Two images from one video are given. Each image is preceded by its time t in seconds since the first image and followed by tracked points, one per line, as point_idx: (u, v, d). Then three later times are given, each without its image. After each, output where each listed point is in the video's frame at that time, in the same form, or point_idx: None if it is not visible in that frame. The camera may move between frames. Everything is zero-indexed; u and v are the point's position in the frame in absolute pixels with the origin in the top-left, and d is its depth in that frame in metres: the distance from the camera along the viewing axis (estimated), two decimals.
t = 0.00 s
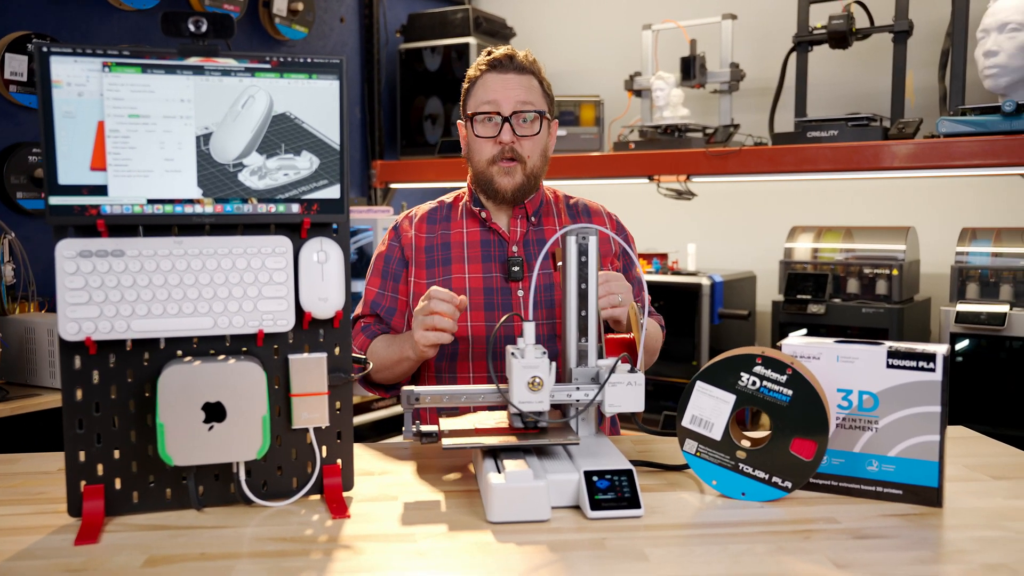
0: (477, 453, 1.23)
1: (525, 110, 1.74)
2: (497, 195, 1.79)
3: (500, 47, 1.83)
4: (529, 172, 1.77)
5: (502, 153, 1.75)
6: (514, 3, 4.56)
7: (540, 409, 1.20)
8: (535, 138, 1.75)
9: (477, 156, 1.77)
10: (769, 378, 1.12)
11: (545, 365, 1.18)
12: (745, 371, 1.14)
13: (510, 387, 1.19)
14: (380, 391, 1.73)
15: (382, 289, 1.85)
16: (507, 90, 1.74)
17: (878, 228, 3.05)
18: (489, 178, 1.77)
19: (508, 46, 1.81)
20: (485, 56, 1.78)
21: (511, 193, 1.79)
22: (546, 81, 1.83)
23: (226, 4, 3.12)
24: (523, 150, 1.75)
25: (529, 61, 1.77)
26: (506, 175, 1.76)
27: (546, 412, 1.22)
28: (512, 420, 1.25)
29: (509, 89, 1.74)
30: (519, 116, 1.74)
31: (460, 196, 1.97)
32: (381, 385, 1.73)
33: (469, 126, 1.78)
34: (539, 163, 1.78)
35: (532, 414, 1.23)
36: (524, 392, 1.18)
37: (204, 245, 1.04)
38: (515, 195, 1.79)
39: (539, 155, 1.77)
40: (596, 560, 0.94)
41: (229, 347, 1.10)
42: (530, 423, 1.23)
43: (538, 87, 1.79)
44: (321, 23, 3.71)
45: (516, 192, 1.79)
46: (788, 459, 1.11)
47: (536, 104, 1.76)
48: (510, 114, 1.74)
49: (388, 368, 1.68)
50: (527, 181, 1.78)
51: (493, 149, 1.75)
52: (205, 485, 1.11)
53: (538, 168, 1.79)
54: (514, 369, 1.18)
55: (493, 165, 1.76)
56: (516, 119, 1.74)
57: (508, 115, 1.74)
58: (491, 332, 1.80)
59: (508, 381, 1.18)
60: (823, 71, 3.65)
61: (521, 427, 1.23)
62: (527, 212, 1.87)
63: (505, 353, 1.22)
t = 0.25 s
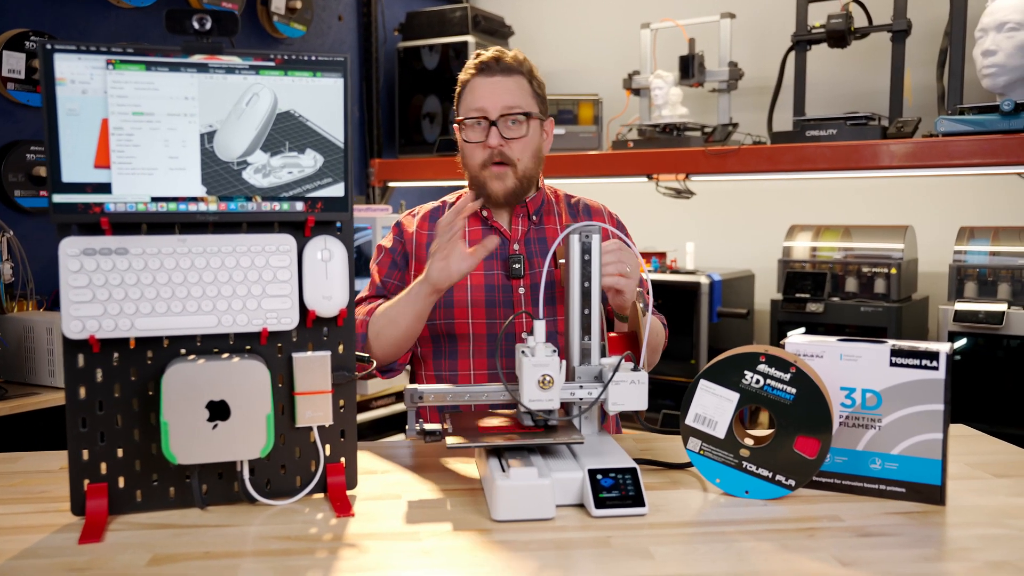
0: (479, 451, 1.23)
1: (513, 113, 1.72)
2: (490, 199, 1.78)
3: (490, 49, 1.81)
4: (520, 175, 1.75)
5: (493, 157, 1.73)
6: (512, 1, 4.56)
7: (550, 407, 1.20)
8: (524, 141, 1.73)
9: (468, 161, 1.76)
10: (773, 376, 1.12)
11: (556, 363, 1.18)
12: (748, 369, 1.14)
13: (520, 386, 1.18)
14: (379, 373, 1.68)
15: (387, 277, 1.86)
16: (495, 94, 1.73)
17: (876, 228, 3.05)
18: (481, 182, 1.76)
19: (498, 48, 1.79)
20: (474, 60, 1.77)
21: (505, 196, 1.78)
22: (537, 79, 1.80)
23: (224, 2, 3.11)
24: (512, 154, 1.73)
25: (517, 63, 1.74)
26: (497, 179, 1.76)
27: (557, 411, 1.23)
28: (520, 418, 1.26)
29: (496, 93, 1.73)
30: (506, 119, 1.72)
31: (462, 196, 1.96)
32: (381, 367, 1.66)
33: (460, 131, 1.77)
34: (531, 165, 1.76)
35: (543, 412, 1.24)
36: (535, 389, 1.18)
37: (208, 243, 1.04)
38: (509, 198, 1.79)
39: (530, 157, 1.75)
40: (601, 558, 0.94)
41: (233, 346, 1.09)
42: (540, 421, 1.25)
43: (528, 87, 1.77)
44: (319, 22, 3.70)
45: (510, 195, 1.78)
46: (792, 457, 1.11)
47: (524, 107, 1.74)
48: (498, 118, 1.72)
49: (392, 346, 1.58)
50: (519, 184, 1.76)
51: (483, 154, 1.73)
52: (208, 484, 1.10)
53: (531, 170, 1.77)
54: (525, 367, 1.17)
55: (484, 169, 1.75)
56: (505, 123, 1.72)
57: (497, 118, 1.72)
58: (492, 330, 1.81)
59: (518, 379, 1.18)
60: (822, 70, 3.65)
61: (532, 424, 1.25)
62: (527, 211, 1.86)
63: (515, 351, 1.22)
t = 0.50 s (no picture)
0: (485, 450, 1.23)
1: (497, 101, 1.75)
2: (486, 188, 1.79)
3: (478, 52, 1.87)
4: (512, 160, 1.76)
5: (482, 145, 1.75)
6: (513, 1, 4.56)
7: (551, 407, 1.20)
8: (511, 127, 1.75)
9: (461, 154, 1.79)
10: (780, 376, 1.12)
11: (556, 363, 1.18)
12: (755, 369, 1.14)
13: (521, 385, 1.19)
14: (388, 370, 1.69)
15: (395, 278, 1.85)
16: (480, 87, 1.77)
17: (877, 227, 3.05)
18: (475, 172, 1.78)
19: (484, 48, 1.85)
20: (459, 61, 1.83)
21: (500, 184, 1.79)
22: (523, 73, 1.84)
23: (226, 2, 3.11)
24: (500, 140, 1.74)
25: (499, 56, 1.80)
26: (490, 166, 1.77)
27: (558, 411, 1.22)
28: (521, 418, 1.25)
29: (482, 85, 1.77)
30: (491, 107, 1.75)
31: (465, 196, 1.96)
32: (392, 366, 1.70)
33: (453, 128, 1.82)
34: (522, 150, 1.77)
35: (544, 412, 1.23)
36: (535, 389, 1.18)
37: (215, 243, 1.04)
38: (504, 185, 1.79)
39: (520, 143, 1.77)
40: (609, 558, 0.94)
41: (239, 345, 1.10)
42: (541, 421, 1.24)
43: (513, 79, 1.80)
44: (321, 21, 3.70)
45: (505, 182, 1.78)
46: (798, 457, 1.11)
47: (509, 95, 1.77)
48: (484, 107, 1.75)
49: (400, 343, 1.60)
50: (512, 169, 1.77)
51: (473, 144, 1.76)
52: (215, 484, 1.10)
53: (524, 156, 1.78)
54: (526, 367, 1.17)
55: (476, 159, 1.77)
56: (490, 110, 1.74)
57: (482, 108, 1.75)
58: (499, 326, 1.81)
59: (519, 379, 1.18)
60: (823, 70, 3.65)
61: (532, 425, 1.24)
62: (529, 207, 1.87)
63: (515, 350, 1.22)
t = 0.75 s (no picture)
0: (491, 451, 1.23)
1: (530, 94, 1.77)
2: (508, 177, 1.78)
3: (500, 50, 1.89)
4: (538, 153, 1.77)
5: (511, 133, 1.75)
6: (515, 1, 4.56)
7: (554, 408, 1.20)
8: (542, 120, 1.76)
9: (485, 139, 1.78)
10: (787, 378, 1.12)
11: (560, 363, 1.18)
12: (762, 370, 1.14)
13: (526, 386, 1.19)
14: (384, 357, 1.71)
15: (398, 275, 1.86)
16: (511, 78, 1.78)
17: (880, 228, 3.05)
18: (499, 160, 1.76)
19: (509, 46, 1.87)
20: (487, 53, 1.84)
21: (522, 175, 1.78)
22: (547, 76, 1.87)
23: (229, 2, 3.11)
24: (530, 131, 1.75)
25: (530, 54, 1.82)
26: (515, 155, 1.76)
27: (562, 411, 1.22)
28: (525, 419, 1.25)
29: (514, 76, 1.78)
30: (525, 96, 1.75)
31: (470, 191, 1.97)
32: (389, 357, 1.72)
33: (478, 114, 1.81)
34: (548, 145, 1.79)
35: (548, 412, 1.24)
36: (540, 390, 1.18)
37: (224, 243, 1.04)
38: (526, 177, 1.79)
39: (547, 137, 1.78)
40: (617, 559, 0.94)
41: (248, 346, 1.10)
42: (546, 421, 1.24)
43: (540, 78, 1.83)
44: (324, 21, 3.70)
45: (527, 173, 1.78)
46: (805, 458, 1.11)
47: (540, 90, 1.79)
48: (516, 96, 1.76)
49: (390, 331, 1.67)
50: (537, 161, 1.77)
51: (502, 130, 1.76)
52: (223, 483, 1.11)
53: (548, 151, 1.80)
54: (530, 368, 1.18)
55: (502, 146, 1.76)
56: (523, 100, 1.75)
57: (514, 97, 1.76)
58: (503, 323, 1.81)
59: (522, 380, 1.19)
60: (826, 71, 3.65)
61: (537, 425, 1.24)
62: (534, 203, 1.86)
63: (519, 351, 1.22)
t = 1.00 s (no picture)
0: (497, 451, 1.23)
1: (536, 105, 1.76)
2: (510, 187, 1.79)
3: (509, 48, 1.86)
4: (542, 165, 1.78)
5: (516, 147, 1.76)
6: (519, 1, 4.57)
7: (557, 409, 1.19)
8: (547, 133, 1.77)
9: (490, 150, 1.78)
10: (794, 381, 1.12)
11: (563, 364, 1.18)
12: (769, 373, 1.14)
13: (528, 386, 1.19)
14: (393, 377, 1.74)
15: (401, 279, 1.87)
16: (519, 87, 1.76)
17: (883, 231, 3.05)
18: (502, 171, 1.78)
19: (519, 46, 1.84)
20: (496, 56, 1.81)
21: (525, 186, 1.79)
22: (556, 79, 1.85)
23: None
24: (535, 144, 1.76)
25: (540, 59, 1.79)
26: (519, 168, 1.77)
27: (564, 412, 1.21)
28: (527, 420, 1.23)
29: (521, 85, 1.76)
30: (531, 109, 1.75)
31: (474, 194, 1.96)
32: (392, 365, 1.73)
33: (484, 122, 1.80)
34: (552, 157, 1.79)
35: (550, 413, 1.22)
36: (542, 390, 1.18)
37: (234, 242, 1.04)
38: (529, 188, 1.80)
39: (552, 149, 1.78)
40: (624, 560, 0.94)
41: (255, 344, 1.10)
42: (547, 423, 1.23)
43: (548, 83, 1.81)
44: (329, 20, 3.70)
45: (530, 185, 1.79)
46: (811, 461, 1.11)
47: (547, 100, 1.78)
48: (522, 108, 1.75)
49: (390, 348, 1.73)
50: (540, 174, 1.78)
51: (506, 143, 1.76)
52: (229, 482, 1.11)
53: (552, 162, 1.80)
54: (532, 368, 1.18)
55: (506, 158, 1.77)
56: (529, 114, 1.75)
57: (521, 109, 1.75)
58: (507, 325, 1.81)
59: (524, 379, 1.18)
60: (830, 73, 3.65)
61: (538, 426, 1.22)
62: (540, 208, 1.87)
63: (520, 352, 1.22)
